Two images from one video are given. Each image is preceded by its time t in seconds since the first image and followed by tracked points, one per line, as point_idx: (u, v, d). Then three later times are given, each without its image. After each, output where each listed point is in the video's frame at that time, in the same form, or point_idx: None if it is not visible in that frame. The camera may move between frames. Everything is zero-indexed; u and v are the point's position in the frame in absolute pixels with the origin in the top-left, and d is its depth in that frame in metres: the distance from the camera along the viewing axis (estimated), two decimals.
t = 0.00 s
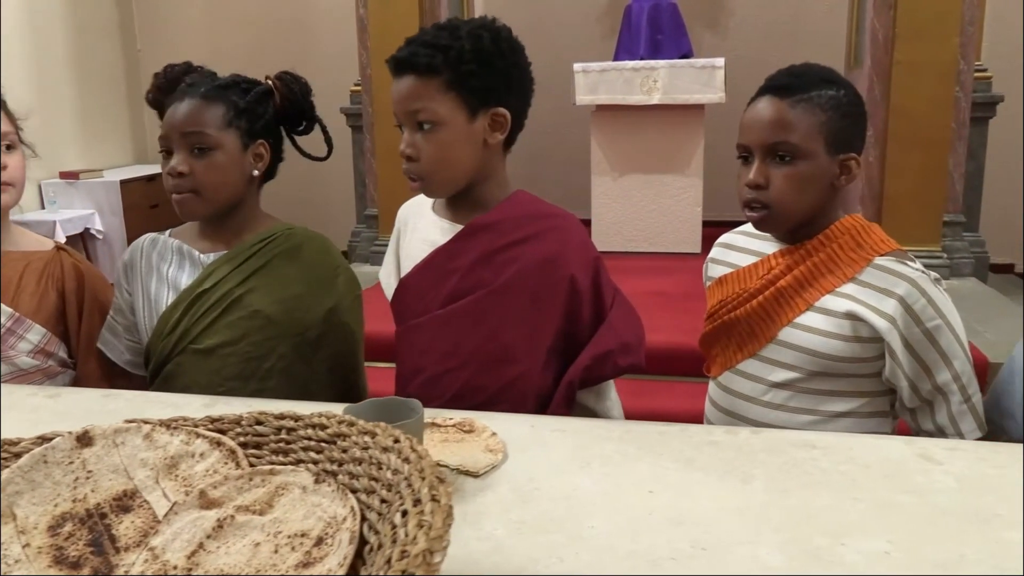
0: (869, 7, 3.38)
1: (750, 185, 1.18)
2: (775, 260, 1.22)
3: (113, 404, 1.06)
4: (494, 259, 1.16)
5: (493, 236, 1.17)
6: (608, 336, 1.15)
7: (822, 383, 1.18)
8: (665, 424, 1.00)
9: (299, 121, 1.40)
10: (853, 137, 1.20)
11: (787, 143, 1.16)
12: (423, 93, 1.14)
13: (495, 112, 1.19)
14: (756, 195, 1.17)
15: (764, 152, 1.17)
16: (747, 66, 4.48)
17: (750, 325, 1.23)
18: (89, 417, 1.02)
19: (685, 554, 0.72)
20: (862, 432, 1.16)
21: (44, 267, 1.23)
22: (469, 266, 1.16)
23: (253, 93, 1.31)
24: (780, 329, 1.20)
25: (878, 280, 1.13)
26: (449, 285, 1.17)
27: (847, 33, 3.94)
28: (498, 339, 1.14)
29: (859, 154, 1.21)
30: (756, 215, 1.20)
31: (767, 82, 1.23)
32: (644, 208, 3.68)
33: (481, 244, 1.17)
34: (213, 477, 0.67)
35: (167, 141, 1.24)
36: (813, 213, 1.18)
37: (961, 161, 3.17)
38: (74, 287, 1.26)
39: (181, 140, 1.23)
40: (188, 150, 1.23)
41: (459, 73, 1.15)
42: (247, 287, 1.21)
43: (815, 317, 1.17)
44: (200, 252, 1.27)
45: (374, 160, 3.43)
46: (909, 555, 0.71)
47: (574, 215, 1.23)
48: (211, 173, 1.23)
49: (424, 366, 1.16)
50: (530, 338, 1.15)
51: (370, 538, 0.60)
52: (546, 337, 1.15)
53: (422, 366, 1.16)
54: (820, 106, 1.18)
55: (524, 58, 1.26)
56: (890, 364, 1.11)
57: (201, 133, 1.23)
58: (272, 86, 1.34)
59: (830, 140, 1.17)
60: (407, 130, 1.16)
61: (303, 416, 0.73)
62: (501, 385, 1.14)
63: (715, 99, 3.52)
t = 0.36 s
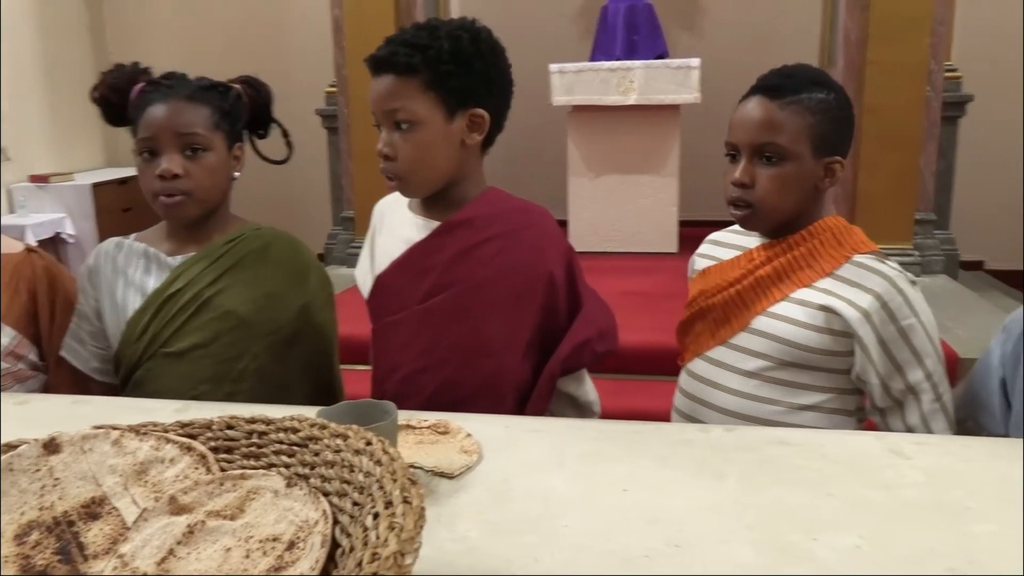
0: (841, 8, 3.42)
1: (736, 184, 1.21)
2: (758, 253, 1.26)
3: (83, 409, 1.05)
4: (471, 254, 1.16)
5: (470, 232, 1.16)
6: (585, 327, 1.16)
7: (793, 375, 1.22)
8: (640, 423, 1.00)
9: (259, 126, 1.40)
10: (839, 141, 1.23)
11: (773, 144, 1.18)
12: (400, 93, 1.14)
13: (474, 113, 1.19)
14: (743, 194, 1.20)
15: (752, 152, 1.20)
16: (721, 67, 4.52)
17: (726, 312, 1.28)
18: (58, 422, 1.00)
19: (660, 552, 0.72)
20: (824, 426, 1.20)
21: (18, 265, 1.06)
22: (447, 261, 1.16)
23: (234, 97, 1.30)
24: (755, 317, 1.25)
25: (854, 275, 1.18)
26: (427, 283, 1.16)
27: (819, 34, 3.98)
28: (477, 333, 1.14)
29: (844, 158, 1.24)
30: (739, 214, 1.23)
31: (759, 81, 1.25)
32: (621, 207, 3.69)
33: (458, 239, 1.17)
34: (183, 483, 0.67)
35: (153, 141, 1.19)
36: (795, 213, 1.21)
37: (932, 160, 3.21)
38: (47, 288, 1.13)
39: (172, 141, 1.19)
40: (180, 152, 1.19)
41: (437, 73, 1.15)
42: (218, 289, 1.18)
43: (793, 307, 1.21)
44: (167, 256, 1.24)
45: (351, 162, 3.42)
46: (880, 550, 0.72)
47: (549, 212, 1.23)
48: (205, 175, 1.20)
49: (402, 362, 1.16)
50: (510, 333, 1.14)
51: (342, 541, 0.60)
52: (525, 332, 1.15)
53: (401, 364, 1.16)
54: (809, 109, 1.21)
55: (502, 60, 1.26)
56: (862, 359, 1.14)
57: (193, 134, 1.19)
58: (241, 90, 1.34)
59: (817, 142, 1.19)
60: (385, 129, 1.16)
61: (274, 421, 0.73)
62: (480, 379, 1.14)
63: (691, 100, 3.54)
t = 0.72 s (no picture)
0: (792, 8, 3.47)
1: (707, 173, 1.26)
2: (726, 247, 1.30)
3: (38, 415, 1.01)
4: (441, 245, 1.15)
5: (439, 224, 1.16)
6: (552, 320, 1.17)
7: (757, 367, 1.24)
8: (610, 419, 1.01)
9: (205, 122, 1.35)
10: (810, 137, 1.28)
11: (744, 136, 1.24)
12: (371, 88, 1.13)
13: (446, 109, 1.19)
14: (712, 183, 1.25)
15: (724, 143, 1.25)
16: (676, 66, 4.57)
17: (694, 304, 1.31)
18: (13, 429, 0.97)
19: (637, 548, 0.72)
20: (787, 419, 1.22)
21: None
22: (417, 253, 1.15)
23: (186, 92, 1.25)
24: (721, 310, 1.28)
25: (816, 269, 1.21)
26: (395, 275, 1.15)
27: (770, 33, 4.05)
28: (447, 325, 1.13)
29: (814, 153, 1.29)
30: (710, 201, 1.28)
31: (734, 77, 1.30)
32: (578, 205, 3.70)
33: (428, 230, 1.16)
34: (153, 488, 0.65)
35: (113, 139, 1.13)
36: (764, 205, 1.26)
37: (881, 157, 3.29)
38: None
39: (136, 138, 1.14)
40: (144, 150, 1.15)
41: (410, 67, 1.14)
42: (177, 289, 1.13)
43: (758, 300, 1.23)
44: (119, 257, 1.19)
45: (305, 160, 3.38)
46: (852, 540, 0.73)
47: (515, 206, 1.23)
48: (170, 173, 1.17)
49: (370, 357, 1.14)
50: (480, 327, 1.14)
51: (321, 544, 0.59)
52: (495, 326, 1.15)
53: (368, 359, 1.14)
54: (781, 103, 1.26)
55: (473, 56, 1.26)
56: (823, 353, 1.16)
57: (157, 131, 1.15)
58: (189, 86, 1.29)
59: (788, 136, 1.25)
60: (357, 123, 1.15)
61: (245, 422, 0.72)
62: (449, 372, 1.12)
63: (646, 98, 3.57)
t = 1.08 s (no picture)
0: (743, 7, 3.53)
1: (671, 165, 1.27)
2: (690, 242, 1.31)
3: None
4: (415, 244, 1.15)
5: (411, 223, 1.16)
6: (524, 312, 1.23)
7: (720, 361, 1.26)
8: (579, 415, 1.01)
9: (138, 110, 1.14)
10: (770, 133, 1.30)
11: (706, 128, 1.25)
12: (364, 85, 1.13)
13: (426, 105, 1.23)
14: (676, 174, 1.27)
15: (686, 135, 1.26)
16: (630, 64, 4.61)
17: (660, 301, 1.32)
18: None
19: (612, 543, 0.72)
20: (750, 410, 1.24)
21: None
22: (392, 252, 1.15)
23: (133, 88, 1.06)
24: (685, 305, 1.28)
25: (774, 263, 1.23)
26: (371, 275, 1.14)
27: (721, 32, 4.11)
28: (428, 325, 1.13)
29: (773, 148, 1.32)
30: (673, 197, 1.30)
31: (696, 72, 1.32)
32: (536, 203, 3.70)
33: (401, 229, 1.16)
34: (117, 497, 0.64)
35: (80, 138, 0.94)
36: (724, 199, 1.27)
37: (831, 153, 3.36)
38: None
39: (102, 136, 0.95)
40: (110, 150, 0.96)
41: (395, 66, 1.17)
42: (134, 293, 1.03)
43: (720, 295, 1.24)
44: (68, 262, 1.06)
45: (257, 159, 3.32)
46: (822, 528, 0.74)
47: (481, 202, 1.26)
48: (139, 175, 0.99)
49: (348, 362, 1.13)
50: (459, 323, 1.15)
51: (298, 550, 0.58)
52: (472, 321, 1.17)
53: (348, 362, 1.13)
54: (742, 98, 1.28)
55: (434, 54, 1.26)
56: (785, 347, 1.18)
57: (124, 130, 0.97)
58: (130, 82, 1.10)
59: (748, 130, 1.27)
60: (342, 121, 1.14)
61: (213, 426, 0.71)
62: (431, 371, 1.13)
63: (600, 95, 3.59)
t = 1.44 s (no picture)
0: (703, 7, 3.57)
1: (637, 161, 1.28)
2: (658, 241, 1.32)
3: None
4: (402, 244, 1.18)
5: (395, 223, 1.19)
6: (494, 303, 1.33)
7: (687, 359, 1.27)
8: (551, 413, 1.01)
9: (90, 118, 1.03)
10: (735, 130, 1.32)
11: (672, 124, 1.26)
12: (391, 76, 1.17)
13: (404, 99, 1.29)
14: (643, 170, 1.28)
15: (653, 132, 1.28)
16: (592, 63, 4.64)
17: (629, 299, 1.32)
18: None
19: (590, 541, 0.73)
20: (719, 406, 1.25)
21: None
22: (382, 253, 1.17)
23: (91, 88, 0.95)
24: (653, 303, 1.29)
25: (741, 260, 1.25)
26: (363, 277, 1.16)
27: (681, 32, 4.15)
28: (419, 322, 1.18)
29: (739, 146, 1.33)
30: (639, 193, 1.31)
31: (663, 69, 1.34)
32: (500, 202, 3.70)
33: (388, 229, 1.18)
34: (88, 504, 0.63)
35: (49, 136, 0.82)
36: (688, 194, 1.29)
37: (790, 153, 3.42)
38: None
39: (67, 136, 0.84)
40: (77, 151, 0.85)
41: (400, 61, 1.23)
42: (97, 294, 0.93)
43: (687, 294, 1.26)
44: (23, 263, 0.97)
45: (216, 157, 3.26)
46: (794, 523, 0.75)
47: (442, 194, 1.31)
48: (106, 180, 0.88)
49: (344, 364, 1.15)
50: (444, 316, 1.22)
51: (279, 554, 0.58)
52: (453, 312, 1.24)
53: (344, 363, 1.15)
54: (708, 96, 1.30)
55: (401, 54, 1.26)
56: (752, 342, 1.20)
57: (91, 131, 0.86)
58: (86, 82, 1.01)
59: (714, 127, 1.28)
60: (372, 110, 1.16)
61: (186, 429, 0.70)
62: (423, 366, 1.18)
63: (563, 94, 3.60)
